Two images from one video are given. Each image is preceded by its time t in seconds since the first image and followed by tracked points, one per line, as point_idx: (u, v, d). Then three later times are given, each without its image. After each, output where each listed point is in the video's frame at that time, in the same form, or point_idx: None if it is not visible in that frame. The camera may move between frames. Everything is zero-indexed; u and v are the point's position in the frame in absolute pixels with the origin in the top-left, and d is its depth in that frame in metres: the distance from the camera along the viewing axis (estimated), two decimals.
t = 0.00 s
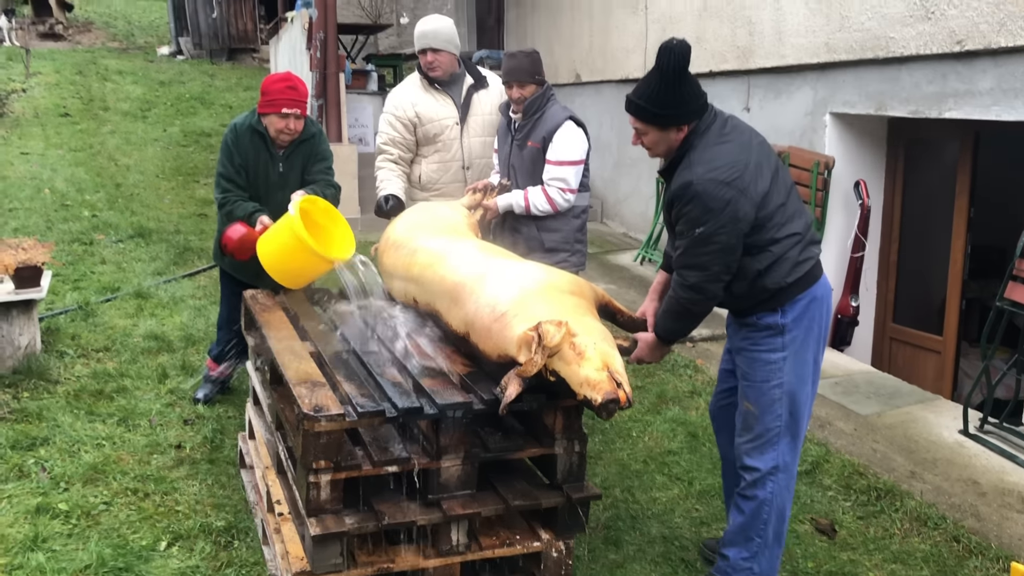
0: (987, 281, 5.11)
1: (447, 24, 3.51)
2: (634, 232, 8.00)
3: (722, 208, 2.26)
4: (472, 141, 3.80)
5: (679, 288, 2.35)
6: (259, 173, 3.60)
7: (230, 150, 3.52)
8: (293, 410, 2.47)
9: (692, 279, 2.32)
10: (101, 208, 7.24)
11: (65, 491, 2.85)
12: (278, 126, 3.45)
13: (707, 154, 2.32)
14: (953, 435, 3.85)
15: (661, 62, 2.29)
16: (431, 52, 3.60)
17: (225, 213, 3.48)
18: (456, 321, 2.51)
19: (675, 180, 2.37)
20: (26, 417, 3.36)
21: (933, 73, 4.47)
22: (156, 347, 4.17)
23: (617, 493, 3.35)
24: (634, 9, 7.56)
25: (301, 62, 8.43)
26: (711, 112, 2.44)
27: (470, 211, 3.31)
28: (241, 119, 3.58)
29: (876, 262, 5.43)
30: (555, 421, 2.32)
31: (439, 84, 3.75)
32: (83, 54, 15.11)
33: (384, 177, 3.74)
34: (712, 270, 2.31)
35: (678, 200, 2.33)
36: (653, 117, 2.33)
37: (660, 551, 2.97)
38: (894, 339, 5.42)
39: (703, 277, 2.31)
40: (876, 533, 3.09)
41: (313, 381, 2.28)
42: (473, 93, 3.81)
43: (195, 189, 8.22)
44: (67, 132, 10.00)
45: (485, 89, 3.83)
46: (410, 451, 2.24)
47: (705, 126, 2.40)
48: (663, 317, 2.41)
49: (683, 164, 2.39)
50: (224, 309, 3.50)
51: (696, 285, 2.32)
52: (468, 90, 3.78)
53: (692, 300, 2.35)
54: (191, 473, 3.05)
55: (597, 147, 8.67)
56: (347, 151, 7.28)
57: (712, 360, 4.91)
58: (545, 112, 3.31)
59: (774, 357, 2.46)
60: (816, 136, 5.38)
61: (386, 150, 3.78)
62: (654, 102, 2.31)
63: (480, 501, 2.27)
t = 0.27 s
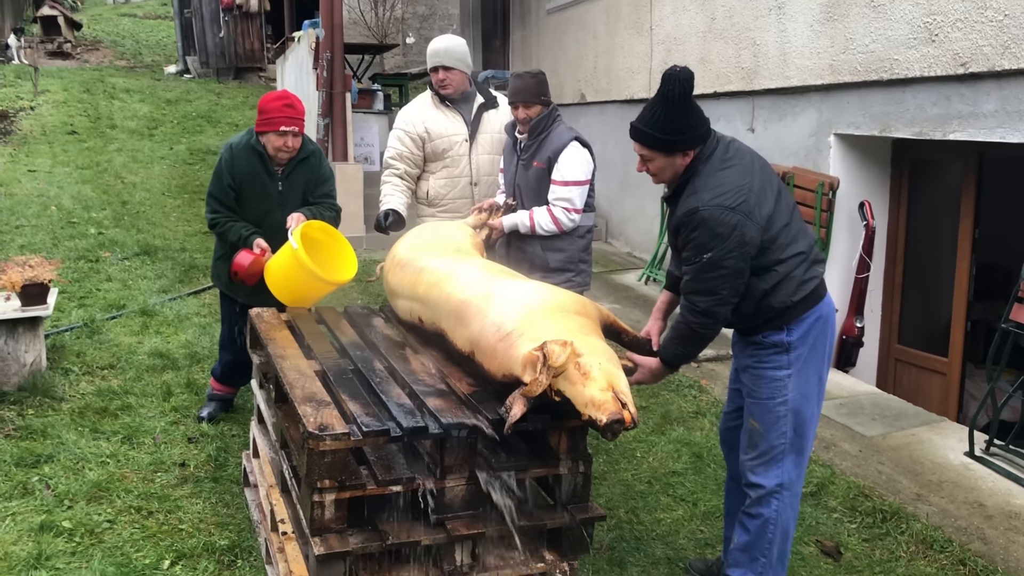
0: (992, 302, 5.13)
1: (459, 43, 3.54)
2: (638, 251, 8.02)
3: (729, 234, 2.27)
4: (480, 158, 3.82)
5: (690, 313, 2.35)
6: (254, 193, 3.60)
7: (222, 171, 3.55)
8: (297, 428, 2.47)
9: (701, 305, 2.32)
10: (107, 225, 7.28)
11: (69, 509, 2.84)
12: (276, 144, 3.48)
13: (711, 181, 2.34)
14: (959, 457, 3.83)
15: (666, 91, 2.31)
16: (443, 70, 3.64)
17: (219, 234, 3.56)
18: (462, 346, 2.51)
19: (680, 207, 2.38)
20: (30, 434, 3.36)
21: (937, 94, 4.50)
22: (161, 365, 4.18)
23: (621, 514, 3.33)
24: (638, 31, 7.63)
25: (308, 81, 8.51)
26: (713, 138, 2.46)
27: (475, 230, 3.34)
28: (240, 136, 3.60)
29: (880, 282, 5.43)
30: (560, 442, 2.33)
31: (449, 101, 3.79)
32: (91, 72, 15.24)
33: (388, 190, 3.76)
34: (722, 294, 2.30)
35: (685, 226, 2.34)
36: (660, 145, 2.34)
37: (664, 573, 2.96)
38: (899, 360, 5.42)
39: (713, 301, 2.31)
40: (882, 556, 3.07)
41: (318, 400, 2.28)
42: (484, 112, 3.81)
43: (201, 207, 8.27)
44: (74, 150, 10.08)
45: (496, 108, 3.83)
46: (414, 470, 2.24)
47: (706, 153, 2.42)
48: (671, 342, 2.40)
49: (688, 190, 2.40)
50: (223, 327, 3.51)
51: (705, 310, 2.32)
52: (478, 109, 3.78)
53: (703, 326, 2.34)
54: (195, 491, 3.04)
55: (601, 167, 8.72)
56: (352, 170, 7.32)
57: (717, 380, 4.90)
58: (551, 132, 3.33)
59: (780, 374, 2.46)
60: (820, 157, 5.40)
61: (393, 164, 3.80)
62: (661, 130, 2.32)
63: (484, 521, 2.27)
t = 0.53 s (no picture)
0: (994, 318, 5.10)
1: (464, 59, 3.55)
2: (640, 266, 8.04)
3: (738, 245, 2.28)
4: (483, 173, 3.84)
5: (701, 326, 2.34)
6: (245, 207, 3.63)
7: (213, 186, 3.59)
8: (300, 442, 2.47)
9: (713, 317, 2.32)
10: (111, 238, 7.31)
11: (70, 521, 2.84)
12: (271, 161, 3.48)
13: (717, 193, 2.36)
14: (962, 474, 3.82)
15: (671, 107, 2.34)
16: (448, 86, 3.66)
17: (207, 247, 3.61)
18: (469, 358, 2.50)
19: (686, 219, 2.39)
20: (33, 447, 3.37)
21: (939, 111, 4.52)
22: (163, 377, 4.19)
23: (623, 529, 3.32)
24: (641, 47, 7.68)
25: (312, 95, 8.56)
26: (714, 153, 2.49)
27: (478, 244, 3.36)
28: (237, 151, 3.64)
29: (883, 298, 5.44)
30: (563, 456, 2.32)
31: (453, 117, 3.80)
32: (96, 85, 15.35)
33: (391, 208, 3.79)
34: (733, 305, 2.30)
35: (693, 238, 2.35)
36: (667, 160, 2.37)
37: None
38: (901, 376, 5.41)
39: (726, 312, 2.30)
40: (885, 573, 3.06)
41: (321, 413, 2.28)
42: (489, 128, 3.84)
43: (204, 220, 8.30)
44: (79, 163, 10.13)
45: (501, 124, 3.86)
46: (416, 485, 2.24)
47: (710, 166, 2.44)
48: (677, 353, 2.40)
49: (693, 204, 2.42)
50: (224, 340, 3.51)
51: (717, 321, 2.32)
52: (483, 125, 3.81)
53: (715, 338, 2.34)
54: (197, 504, 3.04)
55: (604, 182, 8.75)
56: (356, 184, 7.35)
57: (719, 395, 4.89)
58: (554, 147, 3.36)
59: (785, 384, 2.46)
60: (822, 173, 5.42)
61: (398, 179, 3.83)
62: (669, 145, 2.35)
63: (486, 536, 2.26)
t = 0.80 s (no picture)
0: (996, 331, 5.14)
1: (464, 72, 3.56)
2: (641, 277, 8.04)
3: (740, 229, 2.30)
4: (483, 185, 3.85)
5: (702, 312, 2.33)
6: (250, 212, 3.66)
7: (224, 190, 3.62)
8: (300, 453, 2.46)
9: (712, 301, 2.31)
10: (112, 248, 7.32)
11: (70, 531, 2.83)
12: (280, 168, 3.51)
13: (721, 182, 2.40)
14: (964, 486, 3.81)
15: (681, 91, 2.42)
16: (448, 99, 3.66)
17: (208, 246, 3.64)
18: (469, 353, 2.50)
19: (690, 206, 2.43)
20: (33, 456, 3.36)
21: (940, 124, 4.54)
22: (164, 388, 4.18)
23: (624, 541, 3.31)
24: (642, 59, 7.71)
25: (314, 106, 8.58)
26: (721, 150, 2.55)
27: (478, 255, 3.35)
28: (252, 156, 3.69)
29: (883, 309, 5.45)
30: (563, 468, 2.32)
31: (453, 130, 3.82)
32: (99, 95, 15.42)
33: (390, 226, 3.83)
34: (733, 292, 2.30)
35: (695, 222, 2.38)
36: (674, 142, 2.42)
37: None
38: (903, 388, 5.40)
39: (726, 299, 2.30)
40: None
41: (321, 424, 2.28)
42: (489, 140, 3.85)
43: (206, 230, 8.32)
44: (81, 172, 10.16)
45: (501, 136, 3.87)
46: (416, 496, 2.23)
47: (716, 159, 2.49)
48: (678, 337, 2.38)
49: (697, 193, 2.45)
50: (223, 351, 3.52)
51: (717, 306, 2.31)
52: (483, 137, 3.82)
53: (714, 321, 2.32)
54: (197, 514, 3.03)
55: (605, 193, 8.77)
56: (357, 195, 7.37)
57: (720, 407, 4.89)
58: (555, 159, 3.37)
59: (780, 393, 2.46)
60: (823, 185, 5.43)
61: (398, 192, 3.85)
62: (677, 127, 2.41)
63: (486, 547, 2.25)
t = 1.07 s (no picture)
0: (996, 341, 5.11)
1: (464, 81, 3.56)
2: (642, 286, 8.05)
3: (739, 225, 2.30)
4: (482, 194, 3.86)
5: (699, 309, 2.34)
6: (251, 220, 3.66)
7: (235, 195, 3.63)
8: (300, 462, 2.46)
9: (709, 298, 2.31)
10: (114, 255, 7.34)
11: (70, 539, 2.83)
12: (291, 176, 3.52)
13: (721, 181, 2.41)
14: (965, 496, 3.80)
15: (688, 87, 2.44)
16: (448, 108, 3.67)
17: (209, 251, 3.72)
18: (466, 354, 2.50)
19: (690, 203, 2.44)
20: (34, 463, 3.36)
21: (940, 134, 4.55)
22: (165, 395, 4.19)
23: (624, 550, 3.31)
24: (644, 68, 7.74)
25: (316, 114, 8.61)
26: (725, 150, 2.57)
27: (478, 261, 3.37)
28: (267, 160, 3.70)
29: (884, 318, 5.45)
30: (563, 476, 2.32)
31: (453, 138, 3.83)
32: (101, 103, 15.46)
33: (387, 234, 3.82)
34: (731, 290, 2.30)
35: (694, 219, 2.39)
36: (678, 137, 2.44)
37: None
38: (903, 398, 5.40)
39: (722, 296, 2.30)
40: None
41: (322, 432, 2.28)
42: (489, 149, 3.86)
43: (207, 238, 8.33)
44: (83, 180, 10.19)
45: (501, 145, 3.88)
46: (417, 504, 2.23)
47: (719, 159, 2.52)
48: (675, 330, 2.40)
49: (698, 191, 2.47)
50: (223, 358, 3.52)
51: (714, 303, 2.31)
52: (483, 146, 3.84)
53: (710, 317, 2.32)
54: (197, 522, 3.03)
55: (606, 201, 8.79)
56: (359, 203, 7.39)
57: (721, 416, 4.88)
58: (557, 167, 3.38)
59: (767, 400, 2.46)
60: (824, 194, 5.44)
61: (397, 201, 3.87)
62: (683, 122, 2.42)
63: (487, 556, 2.25)
